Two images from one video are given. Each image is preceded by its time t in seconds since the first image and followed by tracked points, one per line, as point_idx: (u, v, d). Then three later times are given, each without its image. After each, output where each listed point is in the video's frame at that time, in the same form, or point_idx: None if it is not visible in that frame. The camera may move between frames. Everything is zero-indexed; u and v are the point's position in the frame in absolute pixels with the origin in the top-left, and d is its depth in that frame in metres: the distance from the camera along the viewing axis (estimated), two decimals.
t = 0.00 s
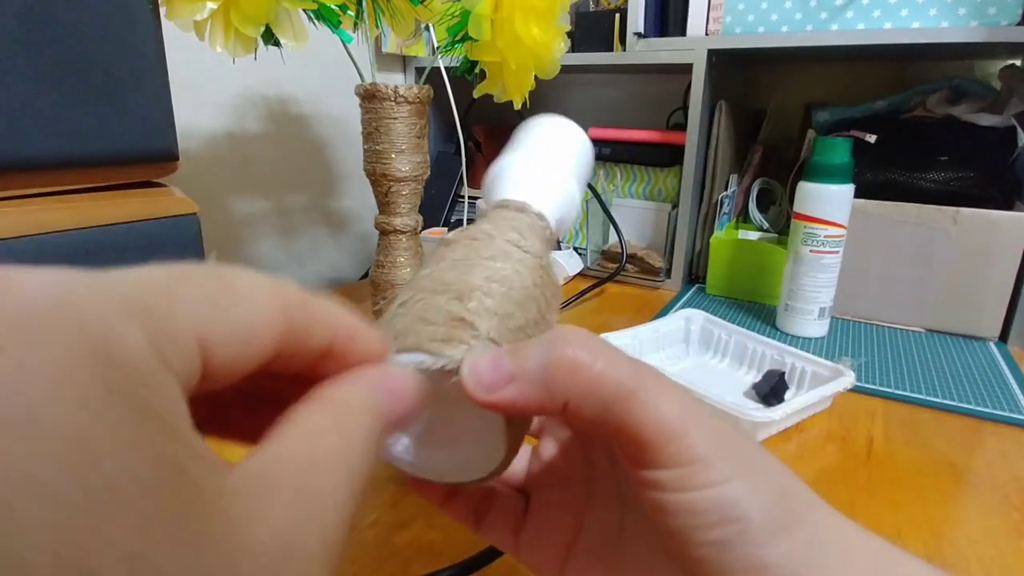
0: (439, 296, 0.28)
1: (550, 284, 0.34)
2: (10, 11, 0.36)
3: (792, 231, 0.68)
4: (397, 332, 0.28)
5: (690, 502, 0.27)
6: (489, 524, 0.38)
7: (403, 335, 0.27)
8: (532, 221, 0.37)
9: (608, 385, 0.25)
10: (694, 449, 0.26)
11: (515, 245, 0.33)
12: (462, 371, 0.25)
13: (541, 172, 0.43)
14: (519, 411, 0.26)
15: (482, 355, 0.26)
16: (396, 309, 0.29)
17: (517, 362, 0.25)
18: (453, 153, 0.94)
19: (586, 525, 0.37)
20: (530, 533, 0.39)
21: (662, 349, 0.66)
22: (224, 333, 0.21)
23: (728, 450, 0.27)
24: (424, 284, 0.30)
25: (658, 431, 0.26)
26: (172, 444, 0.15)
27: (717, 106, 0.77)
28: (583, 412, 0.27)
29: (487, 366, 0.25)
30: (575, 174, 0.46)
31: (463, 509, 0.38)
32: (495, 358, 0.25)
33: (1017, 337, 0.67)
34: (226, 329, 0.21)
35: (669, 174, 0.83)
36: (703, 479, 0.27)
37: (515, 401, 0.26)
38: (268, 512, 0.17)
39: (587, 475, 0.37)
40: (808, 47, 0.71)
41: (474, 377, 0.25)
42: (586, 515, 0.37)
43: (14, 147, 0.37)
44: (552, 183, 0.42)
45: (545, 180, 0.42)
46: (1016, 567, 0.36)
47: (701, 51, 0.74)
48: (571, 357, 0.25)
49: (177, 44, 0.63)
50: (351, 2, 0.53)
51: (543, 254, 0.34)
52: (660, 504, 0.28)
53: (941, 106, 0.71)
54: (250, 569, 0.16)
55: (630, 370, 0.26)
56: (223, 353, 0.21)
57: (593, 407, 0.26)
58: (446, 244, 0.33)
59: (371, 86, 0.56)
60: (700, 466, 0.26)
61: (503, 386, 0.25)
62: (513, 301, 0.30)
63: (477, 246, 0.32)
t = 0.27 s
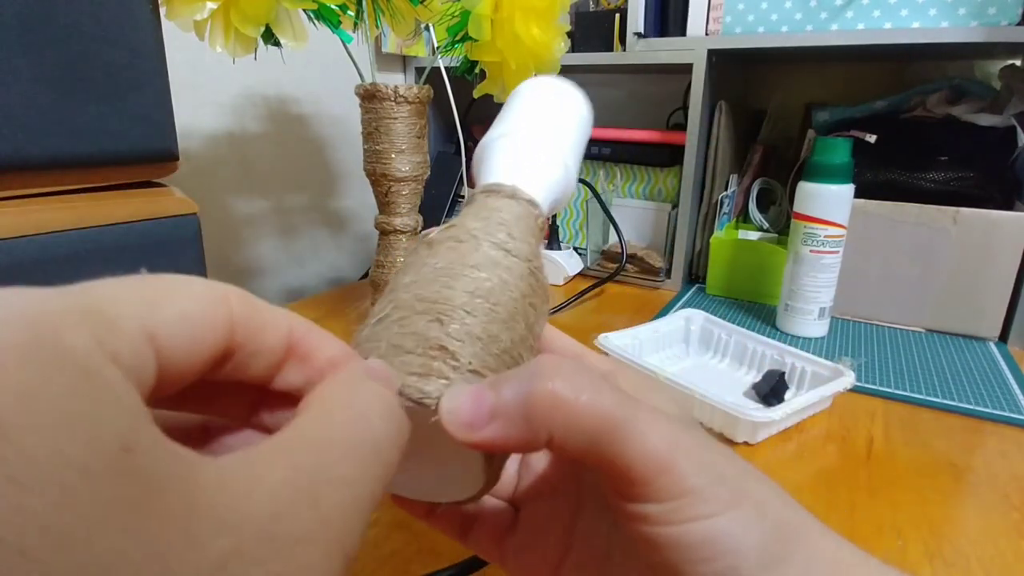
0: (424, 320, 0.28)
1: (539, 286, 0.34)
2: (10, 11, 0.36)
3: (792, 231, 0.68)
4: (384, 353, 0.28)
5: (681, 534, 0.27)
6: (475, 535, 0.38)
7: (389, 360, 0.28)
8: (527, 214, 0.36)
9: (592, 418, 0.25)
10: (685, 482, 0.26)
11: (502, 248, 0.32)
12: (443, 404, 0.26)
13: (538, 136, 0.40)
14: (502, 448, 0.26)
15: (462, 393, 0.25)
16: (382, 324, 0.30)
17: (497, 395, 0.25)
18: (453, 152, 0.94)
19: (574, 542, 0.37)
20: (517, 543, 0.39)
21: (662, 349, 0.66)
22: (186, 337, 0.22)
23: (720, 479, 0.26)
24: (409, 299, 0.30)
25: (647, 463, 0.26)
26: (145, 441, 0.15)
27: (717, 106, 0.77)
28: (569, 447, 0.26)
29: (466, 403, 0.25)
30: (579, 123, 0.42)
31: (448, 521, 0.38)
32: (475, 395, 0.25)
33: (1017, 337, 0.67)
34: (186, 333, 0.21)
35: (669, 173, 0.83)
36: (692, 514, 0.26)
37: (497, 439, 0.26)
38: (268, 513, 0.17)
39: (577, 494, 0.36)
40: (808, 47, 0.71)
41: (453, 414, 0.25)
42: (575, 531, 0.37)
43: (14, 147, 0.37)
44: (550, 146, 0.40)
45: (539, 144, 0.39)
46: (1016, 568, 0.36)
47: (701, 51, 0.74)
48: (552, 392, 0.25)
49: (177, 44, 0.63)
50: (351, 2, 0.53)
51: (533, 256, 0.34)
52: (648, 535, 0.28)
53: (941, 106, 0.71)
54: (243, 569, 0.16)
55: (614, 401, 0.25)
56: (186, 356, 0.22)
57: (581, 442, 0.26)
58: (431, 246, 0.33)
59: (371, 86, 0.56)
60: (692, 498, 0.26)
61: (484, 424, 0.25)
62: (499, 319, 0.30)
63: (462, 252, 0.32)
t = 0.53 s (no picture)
0: (450, 300, 0.27)
1: (554, 279, 0.33)
2: (10, 11, 0.35)
3: (792, 231, 0.69)
4: (400, 334, 0.26)
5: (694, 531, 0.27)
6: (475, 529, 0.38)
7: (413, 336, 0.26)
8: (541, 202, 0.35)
9: (607, 424, 0.24)
10: (696, 481, 0.26)
11: (526, 236, 0.32)
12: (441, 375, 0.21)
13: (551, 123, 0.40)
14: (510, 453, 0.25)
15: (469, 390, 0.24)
16: (401, 302, 0.28)
17: (505, 388, 0.21)
18: (452, 152, 0.94)
19: (578, 533, 0.36)
20: (518, 537, 0.38)
21: (662, 349, 0.66)
22: (222, 314, 0.19)
23: (732, 477, 0.26)
24: (432, 279, 0.28)
25: (659, 466, 0.25)
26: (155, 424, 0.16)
27: (717, 106, 0.77)
28: (584, 449, 0.24)
29: (474, 382, 0.21)
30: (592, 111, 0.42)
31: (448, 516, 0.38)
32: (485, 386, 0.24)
33: (1017, 337, 0.67)
34: (223, 307, 0.18)
35: (669, 173, 0.83)
36: (707, 510, 0.26)
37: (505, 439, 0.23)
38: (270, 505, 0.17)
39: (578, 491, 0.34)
40: (808, 47, 0.71)
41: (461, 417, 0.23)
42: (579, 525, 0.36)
43: (13, 147, 0.37)
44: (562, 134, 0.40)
45: (552, 131, 0.40)
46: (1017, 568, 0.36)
47: (701, 50, 0.74)
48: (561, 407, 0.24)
49: (177, 44, 0.63)
50: (351, 2, 0.53)
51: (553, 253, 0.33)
52: (663, 532, 0.28)
53: (939, 106, 0.71)
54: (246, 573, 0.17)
55: (625, 405, 0.24)
56: (222, 335, 0.19)
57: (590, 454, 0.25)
58: (455, 224, 0.32)
59: (371, 86, 0.56)
60: (704, 497, 0.26)
61: (484, 417, 0.21)
62: (522, 312, 0.29)
63: (484, 236, 0.31)
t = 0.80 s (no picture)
0: (460, 329, 0.28)
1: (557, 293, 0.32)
2: (10, 11, 0.35)
3: (792, 231, 0.68)
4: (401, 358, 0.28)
5: (674, 531, 0.27)
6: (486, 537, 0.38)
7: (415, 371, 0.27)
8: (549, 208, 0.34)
9: (592, 425, 0.25)
10: (677, 482, 0.26)
11: (538, 258, 0.31)
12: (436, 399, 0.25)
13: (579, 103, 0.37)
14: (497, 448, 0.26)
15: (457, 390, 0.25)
16: (409, 324, 0.29)
17: (498, 397, 0.25)
18: (453, 152, 0.94)
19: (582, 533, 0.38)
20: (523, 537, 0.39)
21: (662, 349, 0.66)
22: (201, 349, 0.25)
23: (714, 481, 0.26)
24: (444, 303, 0.29)
25: (641, 465, 0.26)
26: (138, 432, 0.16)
27: (717, 106, 0.77)
28: (570, 452, 0.26)
29: (463, 404, 0.25)
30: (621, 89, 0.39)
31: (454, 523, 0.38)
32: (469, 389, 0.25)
33: (1017, 337, 0.67)
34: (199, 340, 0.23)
35: (669, 173, 0.83)
36: (683, 511, 0.26)
37: (491, 437, 0.25)
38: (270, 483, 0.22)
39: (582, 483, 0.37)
40: (808, 47, 0.71)
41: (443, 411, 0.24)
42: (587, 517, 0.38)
43: (13, 147, 0.37)
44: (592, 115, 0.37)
45: (579, 115, 0.36)
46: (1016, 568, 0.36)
47: (701, 51, 0.74)
48: (549, 406, 0.25)
49: (177, 43, 0.63)
50: (351, 2, 0.53)
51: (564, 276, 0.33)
52: (647, 531, 0.28)
53: (940, 106, 0.71)
54: None
55: (616, 407, 0.26)
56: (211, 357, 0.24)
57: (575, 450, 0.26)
58: (468, 240, 0.31)
59: (371, 86, 0.56)
60: (683, 497, 0.26)
61: (479, 422, 0.25)
62: (518, 330, 0.29)
63: (484, 254, 0.30)
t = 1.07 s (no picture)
0: (459, 305, 0.28)
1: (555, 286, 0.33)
2: (10, 11, 0.35)
3: (792, 231, 0.68)
4: (399, 324, 0.28)
5: (696, 511, 0.28)
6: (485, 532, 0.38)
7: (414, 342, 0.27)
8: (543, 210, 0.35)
9: (616, 412, 0.25)
10: (697, 464, 0.27)
11: (536, 251, 0.32)
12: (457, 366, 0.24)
13: (569, 134, 0.41)
14: (519, 428, 0.25)
15: (484, 359, 0.24)
16: (409, 298, 0.29)
17: (518, 374, 0.24)
18: (453, 152, 0.94)
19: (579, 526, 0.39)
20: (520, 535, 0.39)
21: (663, 349, 0.66)
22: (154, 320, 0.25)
23: (732, 458, 0.28)
24: (446, 281, 0.29)
25: (663, 451, 0.26)
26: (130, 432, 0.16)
27: (717, 106, 0.77)
28: (589, 438, 0.26)
29: (486, 376, 0.24)
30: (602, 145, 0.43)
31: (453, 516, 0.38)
32: (492, 364, 0.24)
33: (1017, 337, 0.67)
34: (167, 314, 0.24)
35: (669, 173, 0.83)
36: (706, 489, 0.27)
37: (514, 415, 0.25)
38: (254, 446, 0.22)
39: (582, 480, 0.39)
40: (808, 47, 0.71)
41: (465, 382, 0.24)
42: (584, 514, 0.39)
43: (12, 147, 0.37)
44: (582, 146, 0.41)
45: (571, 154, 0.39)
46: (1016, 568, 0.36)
47: (701, 51, 0.74)
48: (577, 389, 0.25)
49: (177, 43, 0.63)
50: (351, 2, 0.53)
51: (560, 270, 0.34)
52: (667, 513, 0.29)
53: (940, 106, 0.71)
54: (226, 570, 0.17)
55: (636, 394, 0.26)
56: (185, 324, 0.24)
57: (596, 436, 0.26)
58: (475, 226, 0.32)
59: (371, 86, 0.56)
60: (704, 478, 0.27)
61: (504, 399, 0.24)
62: (517, 312, 0.29)
63: (484, 241, 0.31)
